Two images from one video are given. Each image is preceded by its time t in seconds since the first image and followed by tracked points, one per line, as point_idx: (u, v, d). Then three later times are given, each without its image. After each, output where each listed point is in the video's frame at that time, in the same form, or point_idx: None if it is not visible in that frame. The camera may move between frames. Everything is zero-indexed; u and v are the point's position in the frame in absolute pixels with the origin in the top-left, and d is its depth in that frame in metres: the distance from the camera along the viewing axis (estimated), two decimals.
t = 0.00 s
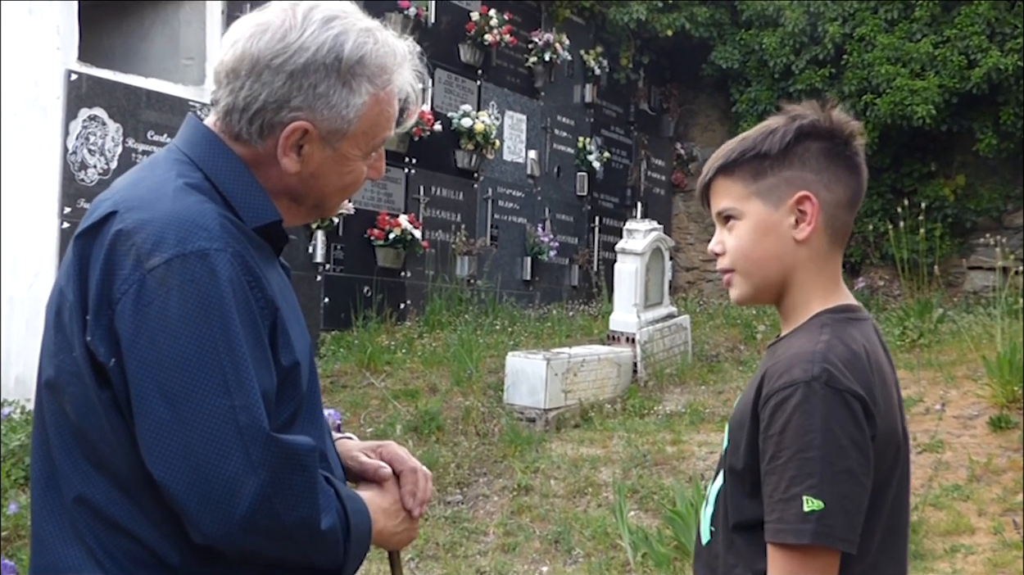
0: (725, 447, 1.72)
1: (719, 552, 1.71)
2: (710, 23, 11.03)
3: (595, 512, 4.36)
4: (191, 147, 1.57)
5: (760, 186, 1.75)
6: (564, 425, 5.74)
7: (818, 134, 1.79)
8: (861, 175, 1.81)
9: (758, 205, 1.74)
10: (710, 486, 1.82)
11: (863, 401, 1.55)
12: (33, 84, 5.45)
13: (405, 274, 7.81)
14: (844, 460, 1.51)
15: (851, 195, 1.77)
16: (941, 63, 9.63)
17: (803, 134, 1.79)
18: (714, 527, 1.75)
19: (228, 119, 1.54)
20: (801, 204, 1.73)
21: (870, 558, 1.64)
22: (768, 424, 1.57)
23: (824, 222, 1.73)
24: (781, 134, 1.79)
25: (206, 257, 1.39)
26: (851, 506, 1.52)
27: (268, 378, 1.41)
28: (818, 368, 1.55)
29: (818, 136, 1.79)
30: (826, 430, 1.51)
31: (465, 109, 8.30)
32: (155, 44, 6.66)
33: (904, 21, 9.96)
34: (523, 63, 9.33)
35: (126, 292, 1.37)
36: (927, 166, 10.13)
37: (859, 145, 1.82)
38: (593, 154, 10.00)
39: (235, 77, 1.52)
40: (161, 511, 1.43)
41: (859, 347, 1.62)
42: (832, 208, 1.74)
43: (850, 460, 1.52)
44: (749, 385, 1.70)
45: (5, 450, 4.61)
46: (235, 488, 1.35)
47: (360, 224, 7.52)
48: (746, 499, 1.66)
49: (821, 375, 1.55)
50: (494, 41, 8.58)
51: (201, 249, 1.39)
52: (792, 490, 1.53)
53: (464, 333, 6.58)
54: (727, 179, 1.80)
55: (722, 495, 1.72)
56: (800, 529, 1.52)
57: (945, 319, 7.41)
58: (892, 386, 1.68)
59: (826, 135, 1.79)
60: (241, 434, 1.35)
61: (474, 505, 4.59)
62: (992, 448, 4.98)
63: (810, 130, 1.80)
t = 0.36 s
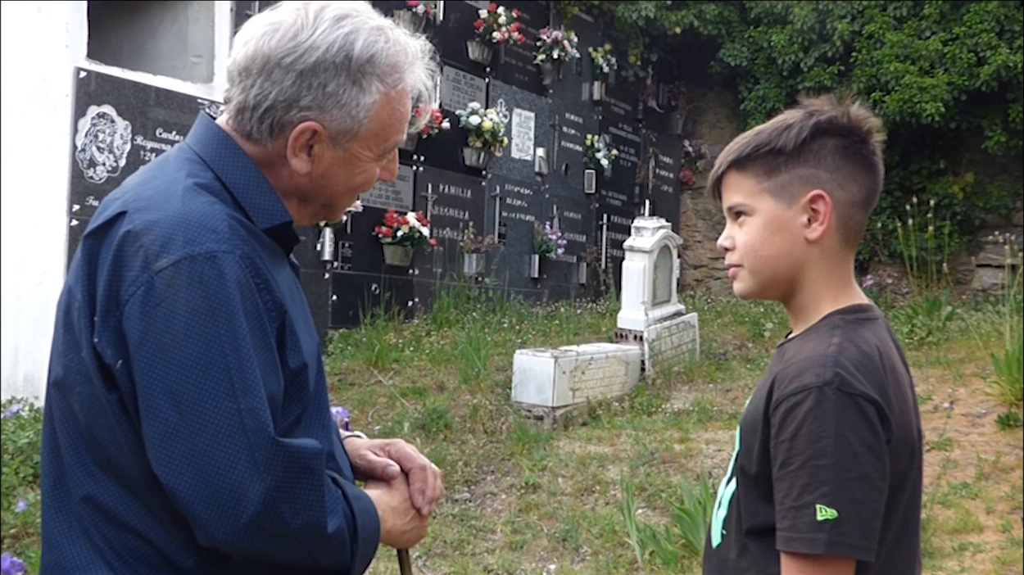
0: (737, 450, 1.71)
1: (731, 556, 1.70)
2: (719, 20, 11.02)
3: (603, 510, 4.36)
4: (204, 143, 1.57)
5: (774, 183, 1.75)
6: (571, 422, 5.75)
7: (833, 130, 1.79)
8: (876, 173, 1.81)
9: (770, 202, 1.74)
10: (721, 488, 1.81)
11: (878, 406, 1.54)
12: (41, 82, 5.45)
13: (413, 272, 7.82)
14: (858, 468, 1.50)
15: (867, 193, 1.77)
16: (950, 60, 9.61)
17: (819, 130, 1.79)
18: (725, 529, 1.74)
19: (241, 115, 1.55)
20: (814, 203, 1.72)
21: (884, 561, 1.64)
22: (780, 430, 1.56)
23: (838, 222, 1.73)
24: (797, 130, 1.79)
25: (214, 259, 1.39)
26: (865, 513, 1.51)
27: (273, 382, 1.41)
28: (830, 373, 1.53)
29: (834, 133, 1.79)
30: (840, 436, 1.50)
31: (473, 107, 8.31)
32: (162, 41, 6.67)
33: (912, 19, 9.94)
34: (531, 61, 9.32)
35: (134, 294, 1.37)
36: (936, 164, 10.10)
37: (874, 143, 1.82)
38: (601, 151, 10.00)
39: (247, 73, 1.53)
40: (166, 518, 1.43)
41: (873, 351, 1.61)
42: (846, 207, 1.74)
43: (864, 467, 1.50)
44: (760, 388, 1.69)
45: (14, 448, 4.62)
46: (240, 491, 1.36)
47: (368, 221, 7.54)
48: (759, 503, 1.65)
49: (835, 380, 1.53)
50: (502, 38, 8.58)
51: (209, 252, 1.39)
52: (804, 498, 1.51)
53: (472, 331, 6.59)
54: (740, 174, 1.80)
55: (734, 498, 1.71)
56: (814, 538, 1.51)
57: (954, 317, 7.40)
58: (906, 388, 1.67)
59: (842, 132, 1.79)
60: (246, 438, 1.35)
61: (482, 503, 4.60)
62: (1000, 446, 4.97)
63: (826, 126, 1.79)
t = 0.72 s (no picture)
0: (749, 448, 1.70)
1: (738, 555, 1.69)
2: (724, 18, 11.01)
3: (609, 508, 4.36)
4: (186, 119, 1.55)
5: (781, 186, 1.74)
6: (577, 421, 5.75)
7: (834, 128, 1.78)
8: (884, 167, 1.79)
9: (778, 206, 1.74)
10: (728, 486, 1.81)
11: (894, 404, 1.53)
12: (46, 80, 5.47)
13: (419, 270, 7.82)
14: (876, 466, 1.50)
15: (876, 189, 1.75)
16: (956, 58, 9.59)
17: (822, 130, 1.78)
18: (732, 528, 1.74)
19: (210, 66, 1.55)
20: (822, 203, 1.72)
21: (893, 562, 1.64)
22: (796, 428, 1.55)
23: (847, 221, 1.71)
24: (800, 131, 1.79)
25: (212, 200, 1.37)
26: (883, 512, 1.51)
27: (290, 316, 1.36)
28: (848, 371, 1.53)
29: (838, 131, 1.78)
30: (858, 432, 1.50)
31: (478, 106, 8.31)
32: (168, 40, 6.67)
33: (918, 17, 9.92)
34: (537, 59, 9.32)
35: (139, 246, 1.36)
36: (941, 161, 10.09)
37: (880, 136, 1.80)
38: (607, 150, 10.00)
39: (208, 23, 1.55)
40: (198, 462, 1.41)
41: (890, 348, 1.60)
42: (854, 203, 1.73)
43: (880, 466, 1.50)
44: (774, 385, 1.68)
45: (20, 446, 4.62)
46: (265, 423, 1.29)
47: (374, 220, 7.54)
48: (771, 501, 1.64)
49: (852, 376, 1.53)
50: (507, 36, 8.52)
51: (208, 194, 1.37)
52: (821, 495, 1.51)
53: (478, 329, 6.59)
54: (746, 181, 1.79)
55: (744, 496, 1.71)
56: (831, 536, 1.50)
57: (960, 315, 7.38)
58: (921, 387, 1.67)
59: (843, 128, 1.78)
60: (265, 366, 1.29)
61: (488, 501, 4.60)
62: (1007, 444, 4.96)
63: (830, 124, 1.78)
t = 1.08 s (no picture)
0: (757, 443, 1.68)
1: (747, 550, 1.67)
2: (725, 17, 11.01)
3: (614, 509, 4.36)
4: (167, 113, 1.57)
5: (784, 186, 1.74)
6: (581, 421, 5.75)
7: (837, 125, 1.77)
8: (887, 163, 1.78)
9: (782, 206, 1.73)
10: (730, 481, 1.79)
11: (914, 398, 1.53)
12: (50, 82, 5.51)
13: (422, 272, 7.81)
14: (898, 457, 1.49)
15: (882, 186, 1.74)
16: (957, 54, 9.58)
17: (825, 129, 1.77)
18: (736, 523, 1.72)
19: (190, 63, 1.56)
20: (826, 201, 1.71)
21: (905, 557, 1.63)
22: (817, 421, 1.54)
23: (852, 218, 1.71)
24: (802, 131, 1.78)
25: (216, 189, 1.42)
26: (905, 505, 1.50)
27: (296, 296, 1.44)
28: (871, 364, 1.52)
29: (840, 130, 1.77)
30: (882, 423, 1.49)
31: (480, 106, 8.31)
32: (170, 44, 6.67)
33: (920, 13, 9.91)
34: (538, 59, 9.33)
35: (146, 237, 1.39)
36: (944, 158, 10.10)
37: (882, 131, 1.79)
38: (609, 149, 9.98)
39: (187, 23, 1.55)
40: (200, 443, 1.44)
41: (905, 343, 1.60)
42: (857, 201, 1.72)
43: (903, 458, 1.49)
44: (785, 380, 1.66)
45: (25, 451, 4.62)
46: (286, 406, 1.37)
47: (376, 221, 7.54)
48: (785, 496, 1.62)
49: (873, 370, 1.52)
50: (509, 37, 8.54)
51: (213, 182, 1.42)
52: (848, 488, 1.49)
53: (481, 331, 6.59)
54: (752, 182, 1.79)
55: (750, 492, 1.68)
56: (859, 528, 1.48)
57: (964, 312, 7.38)
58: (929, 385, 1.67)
59: (845, 125, 1.77)
60: (288, 350, 1.38)
61: (492, 503, 4.60)
62: (1011, 442, 4.96)
63: (832, 123, 1.77)
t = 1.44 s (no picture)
0: (765, 488, 1.65)
1: None
2: (728, 53, 11.10)
3: (617, 546, 4.34)
4: (177, 169, 1.52)
5: (767, 231, 1.76)
6: (585, 457, 5.74)
7: (816, 168, 1.80)
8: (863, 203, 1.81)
9: (768, 250, 1.75)
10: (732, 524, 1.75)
11: (928, 439, 1.54)
12: (57, 119, 5.55)
13: (426, 306, 7.82)
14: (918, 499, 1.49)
15: (862, 224, 1.76)
16: (960, 90, 9.62)
17: (801, 172, 1.80)
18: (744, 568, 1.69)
19: (221, 132, 1.51)
20: (809, 242, 1.72)
21: None
22: (841, 467, 1.52)
23: (835, 256, 1.72)
24: (780, 176, 1.81)
25: (243, 273, 1.41)
26: (927, 541, 1.51)
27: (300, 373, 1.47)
28: (892, 409, 1.52)
29: (816, 173, 1.80)
30: (903, 468, 1.49)
31: (485, 142, 8.36)
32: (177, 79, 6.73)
33: (923, 49, 9.96)
34: (543, 95, 9.38)
35: (169, 317, 1.37)
36: (948, 194, 10.16)
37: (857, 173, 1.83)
38: (613, 184, 10.02)
39: (229, 93, 1.49)
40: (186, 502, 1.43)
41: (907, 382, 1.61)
42: (839, 240, 1.74)
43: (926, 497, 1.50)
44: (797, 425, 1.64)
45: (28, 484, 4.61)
46: (293, 491, 1.41)
47: (381, 256, 7.56)
48: (802, 540, 1.60)
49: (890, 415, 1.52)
50: (513, 73, 8.64)
51: (242, 267, 1.41)
52: (878, 532, 1.49)
53: (485, 366, 6.59)
54: (736, 230, 1.81)
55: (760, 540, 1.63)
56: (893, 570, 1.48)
57: (969, 348, 7.37)
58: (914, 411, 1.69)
59: (823, 168, 1.80)
60: (300, 442, 1.41)
61: (495, 539, 4.59)
62: (1015, 479, 4.95)
63: (808, 167, 1.81)
